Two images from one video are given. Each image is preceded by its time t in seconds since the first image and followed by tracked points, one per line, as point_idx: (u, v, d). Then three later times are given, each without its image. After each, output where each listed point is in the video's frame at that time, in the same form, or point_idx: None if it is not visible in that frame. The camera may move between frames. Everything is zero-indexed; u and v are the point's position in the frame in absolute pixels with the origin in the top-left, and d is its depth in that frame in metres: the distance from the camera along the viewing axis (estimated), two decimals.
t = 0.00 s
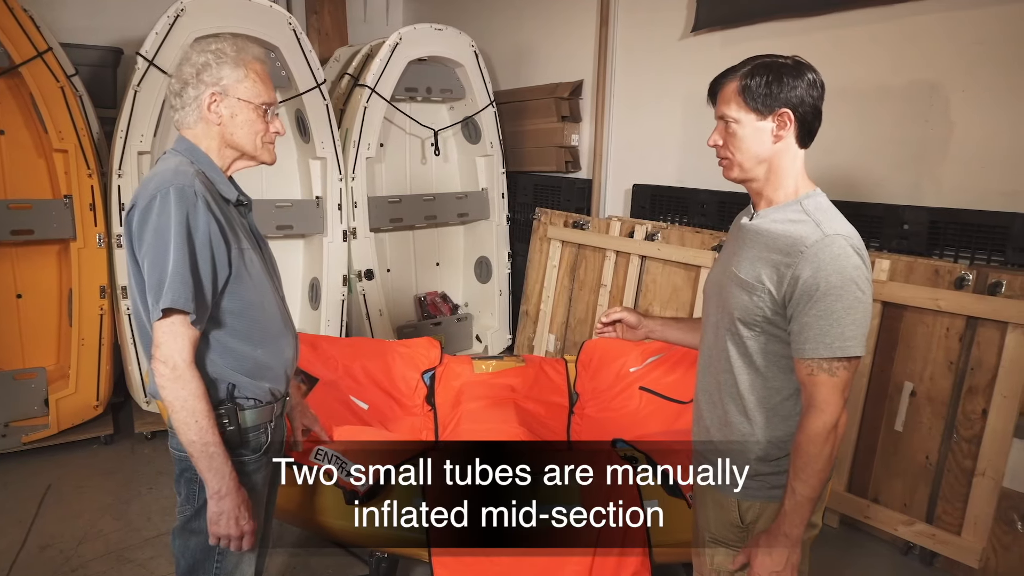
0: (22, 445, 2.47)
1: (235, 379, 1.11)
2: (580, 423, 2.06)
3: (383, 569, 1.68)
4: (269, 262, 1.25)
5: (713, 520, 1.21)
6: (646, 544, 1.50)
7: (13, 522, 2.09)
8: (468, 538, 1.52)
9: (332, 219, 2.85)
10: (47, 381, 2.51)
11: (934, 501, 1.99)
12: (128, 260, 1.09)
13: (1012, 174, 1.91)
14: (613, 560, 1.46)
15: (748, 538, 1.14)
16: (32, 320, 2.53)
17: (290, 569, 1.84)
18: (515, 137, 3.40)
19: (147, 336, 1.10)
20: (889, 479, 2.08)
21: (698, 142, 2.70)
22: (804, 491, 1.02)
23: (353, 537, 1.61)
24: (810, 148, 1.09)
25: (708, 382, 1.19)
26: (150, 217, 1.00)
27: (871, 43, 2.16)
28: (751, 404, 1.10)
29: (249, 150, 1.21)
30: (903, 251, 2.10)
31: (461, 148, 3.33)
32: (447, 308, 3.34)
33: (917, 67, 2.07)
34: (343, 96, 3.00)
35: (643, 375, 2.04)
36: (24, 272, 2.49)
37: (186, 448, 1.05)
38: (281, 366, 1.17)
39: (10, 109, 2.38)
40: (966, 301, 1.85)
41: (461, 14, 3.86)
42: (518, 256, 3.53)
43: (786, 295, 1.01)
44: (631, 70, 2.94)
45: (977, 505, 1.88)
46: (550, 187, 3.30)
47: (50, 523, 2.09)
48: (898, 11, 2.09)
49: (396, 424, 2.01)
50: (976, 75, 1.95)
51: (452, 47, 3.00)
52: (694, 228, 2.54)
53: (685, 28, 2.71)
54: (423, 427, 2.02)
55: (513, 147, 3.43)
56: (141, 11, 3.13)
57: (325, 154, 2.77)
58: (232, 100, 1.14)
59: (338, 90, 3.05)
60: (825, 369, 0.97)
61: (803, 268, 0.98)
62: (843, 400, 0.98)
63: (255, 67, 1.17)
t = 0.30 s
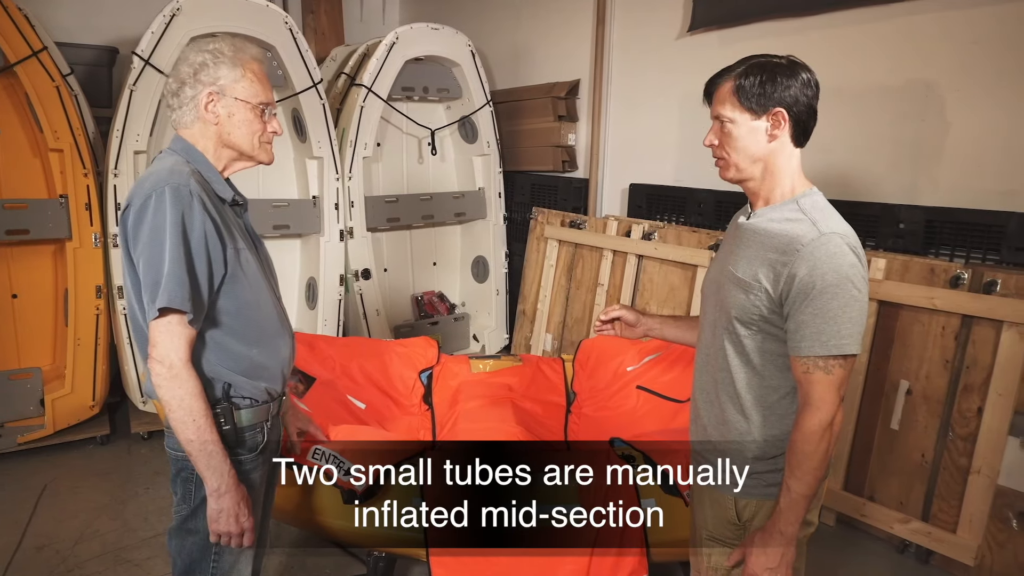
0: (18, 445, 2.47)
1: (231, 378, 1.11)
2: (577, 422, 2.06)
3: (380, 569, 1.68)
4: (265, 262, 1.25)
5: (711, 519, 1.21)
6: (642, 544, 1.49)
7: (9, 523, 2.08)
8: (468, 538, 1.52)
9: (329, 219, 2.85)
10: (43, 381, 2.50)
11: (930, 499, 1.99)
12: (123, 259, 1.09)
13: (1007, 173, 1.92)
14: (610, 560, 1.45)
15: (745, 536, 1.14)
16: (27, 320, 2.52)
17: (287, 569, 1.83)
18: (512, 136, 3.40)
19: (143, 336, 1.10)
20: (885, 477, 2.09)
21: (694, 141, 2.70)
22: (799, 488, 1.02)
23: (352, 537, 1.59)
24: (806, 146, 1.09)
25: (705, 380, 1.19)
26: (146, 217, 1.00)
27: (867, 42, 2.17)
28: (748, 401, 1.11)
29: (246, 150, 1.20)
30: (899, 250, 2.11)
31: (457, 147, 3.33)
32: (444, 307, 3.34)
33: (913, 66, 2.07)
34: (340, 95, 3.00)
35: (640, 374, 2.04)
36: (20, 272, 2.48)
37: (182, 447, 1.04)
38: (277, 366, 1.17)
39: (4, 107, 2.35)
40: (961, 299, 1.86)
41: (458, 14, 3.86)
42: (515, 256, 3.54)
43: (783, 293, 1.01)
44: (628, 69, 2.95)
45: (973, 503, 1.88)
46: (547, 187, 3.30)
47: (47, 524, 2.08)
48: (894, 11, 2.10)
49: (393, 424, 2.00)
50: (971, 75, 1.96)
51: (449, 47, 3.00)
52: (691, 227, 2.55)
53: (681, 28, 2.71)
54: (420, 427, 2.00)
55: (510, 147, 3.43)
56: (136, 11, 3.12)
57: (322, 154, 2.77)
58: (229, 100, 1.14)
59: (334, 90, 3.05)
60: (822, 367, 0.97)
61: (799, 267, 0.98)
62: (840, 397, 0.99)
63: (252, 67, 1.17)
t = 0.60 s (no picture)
0: (14, 445, 2.46)
1: (226, 378, 1.11)
2: (573, 421, 2.07)
3: (377, 569, 1.68)
4: (260, 262, 1.25)
5: (706, 517, 1.22)
6: (638, 544, 1.50)
7: (4, 523, 2.07)
8: (468, 538, 1.53)
9: (326, 219, 2.85)
10: (38, 382, 2.50)
11: (925, 498, 2.00)
12: (117, 259, 1.09)
13: (1002, 172, 1.93)
14: (606, 560, 1.46)
15: (740, 534, 1.15)
16: (23, 320, 2.51)
17: (284, 569, 1.83)
18: (508, 136, 3.41)
19: (137, 336, 1.10)
20: (880, 476, 2.10)
21: (691, 141, 2.71)
22: (792, 487, 1.03)
23: (352, 536, 1.60)
24: (795, 145, 1.08)
25: (700, 378, 1.19)
26: (139, 217, 1.00)
27: (864, 42, 2.17)
28: (742, 399, 1.11)
29: (241, 149, 1.20)
30: (894, 250, 2.12)
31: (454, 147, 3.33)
32: (440, 307, 3.33)
33: (908, 66, 2.08)
34: (336, 95, 3.00)
35: (637, 373, 2.04)
36: (15, 272, 2.47)
37: (176, 447, 1.04)
38: (272, 366, 1.16)
39: None
40: (957, 298, 1.87)
41: (455, 14, 3.87)
42: (511, 256, 3.54)
43: (776, 292, 1.02)
44: (624, 69, 2.95)
45: (967, 502, 1.89)
46: (543, 187, 3.30)
47: (43, 524, 2.08)
48: (890, 11, 2.10)
49: (390, 424, 2.00)
50: (966, 75, 1.97)
51: (446, 47, 3.00)
52: (687, 227, 2.55)
53: (678, 28, 2.72)
54: (417, 426, 2.01)
55: (506, 147, 3.44)
56: (132, 10, 3.12)
57: (318, 153, 2.77)
58: (223, 100, 1.14)
59: (331, 89, 3.04)
60: (814, 366, 0.98)
61: (792, 266, 0.99)
62: (833, 395, 0.99)
63: (245, 66, 1.17)
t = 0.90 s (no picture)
0: (7, 447, 2.46)
1: (215, 379, 1.11)
2: (566, 421, 2.06)
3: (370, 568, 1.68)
4: (249, 263, 1.26)
5: (697, 514, 1.22)
6: (629, 544, 1.50)
7: None
8: (468, 538, 1.52)
9: (320, 219, 2.85)
10: (32, 383, 2.50)
11: (916, 497, 2.01)
12: (105, 261, 1.09)
13: (993, 172, 1.94)
14: (597, 560, 1.46)
15: (729, 532, 1.16)
16: (16, 322, 2.51)
17: (277, 570, 1.83)
18: (503, 136, 3.41)
19: (126, 338, 1.10)
20: (872, 475, 2.10)
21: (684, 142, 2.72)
22: (780, 484, 1.03)
23: (341, 535, 1.59)
24: (774, 146, 1.08)
25: (689, 378, 1.20)
26: (127, 219, 1.00)
27: (856, 42, 2.18)
28: (731, 398, 1.12)
29: (228, 150, 1.21)
30: (886, 250, 2.13)
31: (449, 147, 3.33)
32: (435, 307, 3.34)
33: (901, 67, 2.09)
34: (331, 96, 3.00)
35: (630, 373, 2.05)
36: (8, 273, 2.47)
37: (165, 448, 1.05)
38: (262, 366, 1.17)
39: None
40: (947, 298, 1.88)
41: (450, 14, 3.87)
42: (507, 256, 3.54)
43: (762, 292, 1.02)
44: (618, 70, 2.96)
45: (958, 501, 1.90)
46: (538, 187, 3.31)
47: (36, 526, 2.08)
48: (882, 11, 2.11)
49: (383, 424, 2.00)
50: (957, 75, 1.98)
51: (440, 47, 3.01)
52: (681, 227, 2.56)
53: (672, 28, 2.72)
54: (409, 427, 2.01)
55: (502, 147, 3.44)
56: (126, 10, 3.11)
57: (313, 154, 2.77)
58: (210, 101, 1.14)
59: (326, 90, 3.05)
60: (800, 362, 0.98)
61: (777, 265, 0.99)
62: (820, 392, 0.99)
63: (232, 67, 1.18)
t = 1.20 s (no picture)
0: None
1: (201, 377, 1.12)
2: (557, 420, 2.07)
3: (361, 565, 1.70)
4: (235, 262, 1.27)
5: (683, 509, 1.23)
6: (616, 544, 1.51)
7: None
8: (468, 538, 1.53)
9: (314, 219, 2.85)
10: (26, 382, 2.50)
11: (905, 495, 2.02)
12: (91, 260, 1.10)
13: (980, 173, 1.95)
14: (584, 559, 1.46)
15: (715, 526, 1.16)
16: (9, 321, 2.51)
17: (268, 568, 1.84)
18: (497, 136, 3.42)
19: (112, 336, 1.11)
20: (862, 474, 2.12)
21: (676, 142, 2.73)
22: (766, 476, 1.03)
23: (330, 532, 1.59)
24: (748, 146, 1.10)
25: (674, 375, 1.21)
26: (112, 218, 1.01)
27: (846, 43, 2.19)
28: (714, 395, 1.12)
29: (214, 151, 1.22)
30: (876, 249, 2.14)
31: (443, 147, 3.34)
32: (430, 307, 3.35)
33: (890, 67, 2.10)
34: (325, 96, 3.00)
35: (621, 372, 2.06)
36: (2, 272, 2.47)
37: (152, 445, 1.05)
38: (248, 364, 1.18)
39: None
40: (935, 297, 1.89)
41: (444, 15, 3.88)
42: (501, 256, 3.55)
43: (742, 288, 1.04)
44: (611, 70, 2.97)
45: (945, 499, 1.91)
46: (532, 187, 3.32)
47: (28, 525, 2.08)
48: (872, 12, 2.12)
49: (374, 423, 2.00)
50: (945, 75, 1.99)
51: (434, 48, 3.02)
52: (673, 227, 2.57)
53: (664, 29, 2.73)
54: (400, 426, 2.01)
55: (496, 147, 3.45)
56: (120, 11, 3.12)
57: (306, 154, 2.77)
58: (195, 103, 1.15)
59: (320, 90, 3.05)
60: (780, 356, 0.99)
61: (756, 262, 1.00)
62: (800, 385, 1.00)
63: (217, 68, 1.19)
